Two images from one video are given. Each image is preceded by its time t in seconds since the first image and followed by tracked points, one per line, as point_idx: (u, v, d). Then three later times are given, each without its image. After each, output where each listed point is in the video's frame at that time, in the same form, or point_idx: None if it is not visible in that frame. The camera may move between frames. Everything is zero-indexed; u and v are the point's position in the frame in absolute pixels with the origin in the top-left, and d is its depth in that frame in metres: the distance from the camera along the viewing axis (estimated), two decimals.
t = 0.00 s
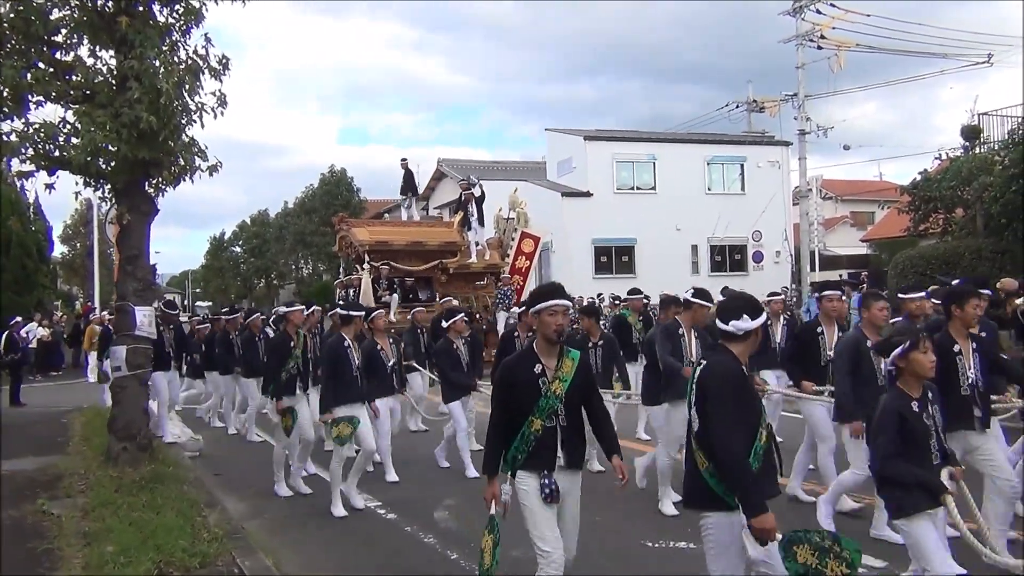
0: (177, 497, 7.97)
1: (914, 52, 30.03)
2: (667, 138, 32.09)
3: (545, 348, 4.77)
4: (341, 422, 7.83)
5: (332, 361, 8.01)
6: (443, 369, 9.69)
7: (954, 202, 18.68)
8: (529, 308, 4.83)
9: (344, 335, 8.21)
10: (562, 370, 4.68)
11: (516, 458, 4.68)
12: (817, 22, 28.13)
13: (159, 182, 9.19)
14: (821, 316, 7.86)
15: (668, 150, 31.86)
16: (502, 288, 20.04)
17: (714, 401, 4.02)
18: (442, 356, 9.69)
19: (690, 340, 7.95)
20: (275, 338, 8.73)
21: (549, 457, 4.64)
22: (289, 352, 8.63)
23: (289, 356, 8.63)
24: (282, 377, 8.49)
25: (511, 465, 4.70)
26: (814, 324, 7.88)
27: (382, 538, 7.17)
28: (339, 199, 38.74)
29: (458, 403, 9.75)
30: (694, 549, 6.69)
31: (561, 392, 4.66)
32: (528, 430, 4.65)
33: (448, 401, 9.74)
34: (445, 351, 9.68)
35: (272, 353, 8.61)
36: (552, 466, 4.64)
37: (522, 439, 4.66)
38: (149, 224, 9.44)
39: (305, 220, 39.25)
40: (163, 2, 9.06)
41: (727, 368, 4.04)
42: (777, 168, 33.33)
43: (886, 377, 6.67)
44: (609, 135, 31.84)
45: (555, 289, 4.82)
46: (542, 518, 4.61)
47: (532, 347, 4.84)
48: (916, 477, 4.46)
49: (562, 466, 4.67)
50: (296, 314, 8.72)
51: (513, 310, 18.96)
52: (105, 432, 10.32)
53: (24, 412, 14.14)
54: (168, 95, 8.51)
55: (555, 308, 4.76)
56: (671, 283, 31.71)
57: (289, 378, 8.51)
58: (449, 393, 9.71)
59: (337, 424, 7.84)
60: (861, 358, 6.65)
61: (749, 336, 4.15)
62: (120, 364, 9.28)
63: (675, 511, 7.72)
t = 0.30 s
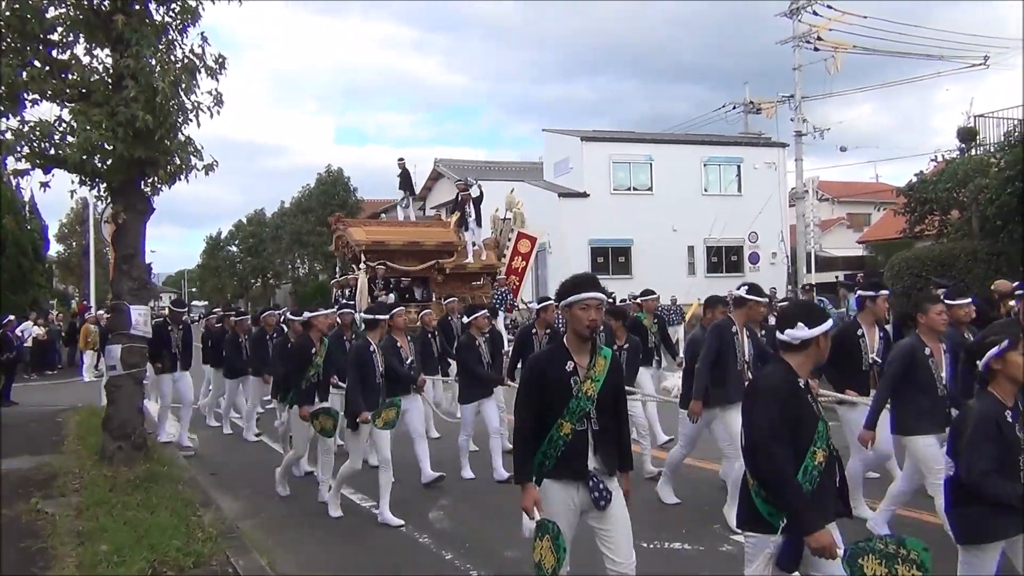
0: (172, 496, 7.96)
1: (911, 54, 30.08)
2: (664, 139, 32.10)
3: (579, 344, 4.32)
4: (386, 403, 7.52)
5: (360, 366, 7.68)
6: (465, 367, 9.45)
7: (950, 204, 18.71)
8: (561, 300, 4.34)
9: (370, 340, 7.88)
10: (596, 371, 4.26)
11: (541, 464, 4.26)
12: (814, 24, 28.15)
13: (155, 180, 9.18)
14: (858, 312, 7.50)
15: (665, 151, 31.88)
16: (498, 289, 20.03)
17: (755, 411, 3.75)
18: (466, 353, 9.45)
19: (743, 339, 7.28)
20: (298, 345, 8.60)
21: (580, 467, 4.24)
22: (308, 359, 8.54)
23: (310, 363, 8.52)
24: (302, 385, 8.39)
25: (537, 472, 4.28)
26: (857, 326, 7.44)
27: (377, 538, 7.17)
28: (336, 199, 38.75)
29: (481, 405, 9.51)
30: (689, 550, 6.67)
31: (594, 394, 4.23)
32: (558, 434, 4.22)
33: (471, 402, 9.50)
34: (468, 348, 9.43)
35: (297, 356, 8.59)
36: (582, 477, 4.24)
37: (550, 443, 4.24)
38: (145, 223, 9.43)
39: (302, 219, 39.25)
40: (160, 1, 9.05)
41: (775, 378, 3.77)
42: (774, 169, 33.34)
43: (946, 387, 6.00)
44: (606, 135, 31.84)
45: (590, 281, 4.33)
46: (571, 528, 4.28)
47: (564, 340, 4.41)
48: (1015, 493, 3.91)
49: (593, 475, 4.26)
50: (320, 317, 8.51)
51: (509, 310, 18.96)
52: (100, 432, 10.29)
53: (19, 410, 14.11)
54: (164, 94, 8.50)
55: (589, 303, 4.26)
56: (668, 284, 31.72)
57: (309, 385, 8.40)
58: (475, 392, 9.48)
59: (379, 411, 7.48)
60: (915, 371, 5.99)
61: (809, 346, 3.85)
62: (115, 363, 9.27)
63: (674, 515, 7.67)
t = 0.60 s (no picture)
0: (165, 499, 7.93)
1: (906, 62, 30.19)
2: (659, 145, 32.14)
3: (629, 354, 4.08)
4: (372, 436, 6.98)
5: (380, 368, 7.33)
6: (491, 370, 9.12)
7: (944, 211, 18.76)
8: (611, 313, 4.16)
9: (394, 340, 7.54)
10: (651, 387, 4.02)
11: (593, 489, 3.99)
12: (809, 31, 28.24)
13: (150, 183, 9.16)
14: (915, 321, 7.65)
15: (660, 157, 31.93)
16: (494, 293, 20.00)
17: (827, 406, 3.60)
18: (493, 355, 9.16)
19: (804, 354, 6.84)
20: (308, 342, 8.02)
21: (632, 490, 3.97)
22: (321, 356, 7.93)
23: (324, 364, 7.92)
24: (312, 389, 7.90)
25: (588, 498, 4.00)
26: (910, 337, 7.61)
27: (369, 542, 7.15)
28: (331, 203, 38.82)
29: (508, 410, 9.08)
30: (684, 556, 6.66)
31: (648, 412, 3.99)
32: (610, 456, 3.96)
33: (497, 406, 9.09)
34: (495, 353, 9.15)
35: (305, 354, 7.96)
36: (636, 501, 3.97)
37: (601, 468, 3.98)
38: (140, 226, 9.42)
39: (297, 223, 39.24)
40: (155, 4, 9.04)
41: (849, 372, 3.65)
42: (769, 175, 33.41)
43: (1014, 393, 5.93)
44: (602, 141, 31.87)
45: (643, 287, 4.12)
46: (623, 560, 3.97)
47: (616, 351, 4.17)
48: None
49: (647, 500, 4.00)
50: (332, 317, 7.90)
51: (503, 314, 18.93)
52: (93, 435, 10.26)
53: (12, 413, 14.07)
54: (159, 97, 8.49)
55: (646, 309, 4.06)
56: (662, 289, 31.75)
57: (319, 389, 7.90)
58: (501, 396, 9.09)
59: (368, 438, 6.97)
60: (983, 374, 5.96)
61: (877, 344, 3.71)
62: (109, 365, 9.24)
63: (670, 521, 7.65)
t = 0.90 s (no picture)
0: (160, 502, 7.92)
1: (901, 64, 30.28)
2: (655, 146, 32.16)
3: (687, 363, 3.70)
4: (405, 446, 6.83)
5: (403, 371, 7.15)
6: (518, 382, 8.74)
7: (938, 212, 18.78)
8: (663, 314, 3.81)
9: (417, 345, 7.30)
10: (709, 398, 3.65)
11: (640, 510, 3.66)
12: (803, 33, 28.28)
13: (144, 185, 9.14)
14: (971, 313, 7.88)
15: (655, 159, 31.96)
16: (489, 295, 20.01)
17: (927, 432, 3.36)
18: (521, 367, 8.76)
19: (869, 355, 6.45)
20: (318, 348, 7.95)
21: (685, 509, 3.63)
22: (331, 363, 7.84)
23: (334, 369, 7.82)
24: (324, 397, 7.68)
25: (633, 518, 3.68)
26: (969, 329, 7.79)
27: (365, 544, 7.14)
28: (326, 205, 38.68)
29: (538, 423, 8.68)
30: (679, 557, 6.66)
31: (705, 425, 3.63)
32: (661, 473, 3.60)
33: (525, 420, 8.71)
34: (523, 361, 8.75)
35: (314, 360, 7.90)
36: (688, 522, 3.64)
37: (651, 485, 3.62)
38: (134, 228, 9.40)
39: (292, 225, 39.21)
40: (150, 5, 9.03)
41: (951, 396, 3.40)
42: (764, 177, 33.44)
43: None
44: (597, 143, 31.89)
45: (699, 285, 3.72)
46: None
47: (671, 357, 3.76)
48: None
49: (701, 523, 3.68)
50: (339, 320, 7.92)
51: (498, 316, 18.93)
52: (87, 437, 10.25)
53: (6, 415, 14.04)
54: (153, 98, 8.48)
55: (702, 310, 3.66)
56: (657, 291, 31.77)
57: (331, 396, 7.68)
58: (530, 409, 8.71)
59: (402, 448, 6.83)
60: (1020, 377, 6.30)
61: (971, 357, 3.55)
62: (103, 367, 9.22)
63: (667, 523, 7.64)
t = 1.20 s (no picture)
0: (156, 507, 7.90)
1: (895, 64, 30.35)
2: (650, 149, 32.20)
3: (752, 358, 3.39)
4: (471, 425, 6.65)
5: (439, 379, 6.66)
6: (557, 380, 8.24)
7: (933, 212, 18.82)
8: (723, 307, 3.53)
9: (449, 350, 6.84)
10: (781, 398, 3.35)
11: (714, 529, 3.35)
12: (797, 34, 28.32)
13: (139, 191, 9.13)
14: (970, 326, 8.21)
15: (651, 161, 31.99)
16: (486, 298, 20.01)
17: None
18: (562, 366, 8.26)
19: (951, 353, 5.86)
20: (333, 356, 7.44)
21: (767, 526, 3.32)
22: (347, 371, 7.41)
23: (349, 377, 7.41)
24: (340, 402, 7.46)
25: (706, 539, 3.36)
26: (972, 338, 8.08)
27: (363, 547, 7.16)
28: (322, 209, 38.39)
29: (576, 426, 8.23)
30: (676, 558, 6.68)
31: (781, 428, 3.32)
32: (734, 484, 3.29)
33: (561, 421, 8.25)
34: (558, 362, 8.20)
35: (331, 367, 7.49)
36: (772, 538, 3.32)
37: (725, 499, 3.32)
38: (129, 233, 9.39)
39: (287, 229, 39.17)
40: (144, 11, 9.01)
41: None
42: (759, 178, 33.49)
43: None
44: (592, 145, 31.92)
45: (766, 274, 3.40)
46: None
47: (735, 354, 3.45)
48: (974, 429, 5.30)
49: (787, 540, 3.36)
50: (357, 326, 7.32)
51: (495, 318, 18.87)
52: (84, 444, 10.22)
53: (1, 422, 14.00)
54: (147, 103, 8.47)
55: (773, 300, 3.35)
56: (653, 292, 31.80)
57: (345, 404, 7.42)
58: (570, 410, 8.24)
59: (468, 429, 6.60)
60: None
61: None
62: (98, 373, 9.20)
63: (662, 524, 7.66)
